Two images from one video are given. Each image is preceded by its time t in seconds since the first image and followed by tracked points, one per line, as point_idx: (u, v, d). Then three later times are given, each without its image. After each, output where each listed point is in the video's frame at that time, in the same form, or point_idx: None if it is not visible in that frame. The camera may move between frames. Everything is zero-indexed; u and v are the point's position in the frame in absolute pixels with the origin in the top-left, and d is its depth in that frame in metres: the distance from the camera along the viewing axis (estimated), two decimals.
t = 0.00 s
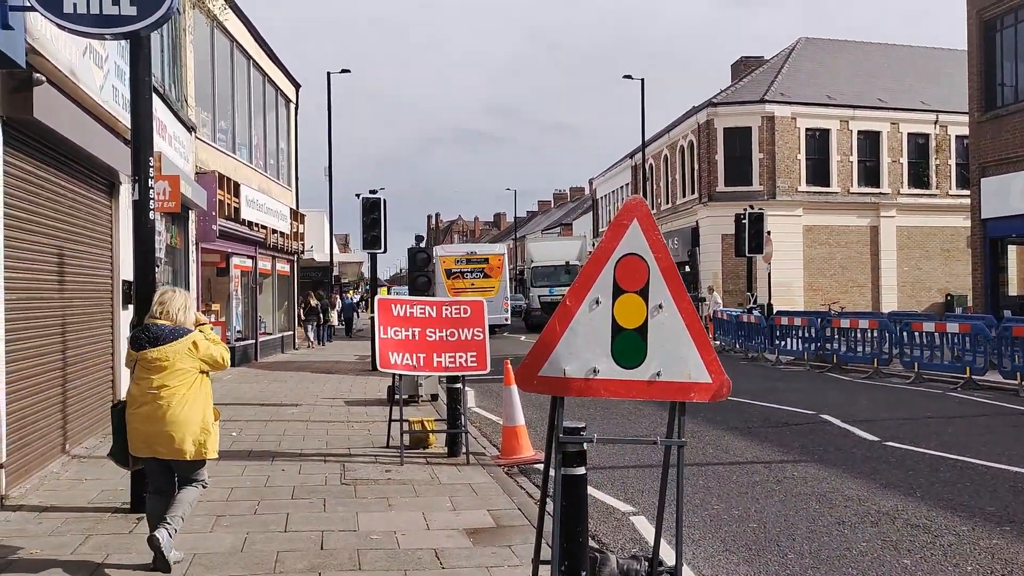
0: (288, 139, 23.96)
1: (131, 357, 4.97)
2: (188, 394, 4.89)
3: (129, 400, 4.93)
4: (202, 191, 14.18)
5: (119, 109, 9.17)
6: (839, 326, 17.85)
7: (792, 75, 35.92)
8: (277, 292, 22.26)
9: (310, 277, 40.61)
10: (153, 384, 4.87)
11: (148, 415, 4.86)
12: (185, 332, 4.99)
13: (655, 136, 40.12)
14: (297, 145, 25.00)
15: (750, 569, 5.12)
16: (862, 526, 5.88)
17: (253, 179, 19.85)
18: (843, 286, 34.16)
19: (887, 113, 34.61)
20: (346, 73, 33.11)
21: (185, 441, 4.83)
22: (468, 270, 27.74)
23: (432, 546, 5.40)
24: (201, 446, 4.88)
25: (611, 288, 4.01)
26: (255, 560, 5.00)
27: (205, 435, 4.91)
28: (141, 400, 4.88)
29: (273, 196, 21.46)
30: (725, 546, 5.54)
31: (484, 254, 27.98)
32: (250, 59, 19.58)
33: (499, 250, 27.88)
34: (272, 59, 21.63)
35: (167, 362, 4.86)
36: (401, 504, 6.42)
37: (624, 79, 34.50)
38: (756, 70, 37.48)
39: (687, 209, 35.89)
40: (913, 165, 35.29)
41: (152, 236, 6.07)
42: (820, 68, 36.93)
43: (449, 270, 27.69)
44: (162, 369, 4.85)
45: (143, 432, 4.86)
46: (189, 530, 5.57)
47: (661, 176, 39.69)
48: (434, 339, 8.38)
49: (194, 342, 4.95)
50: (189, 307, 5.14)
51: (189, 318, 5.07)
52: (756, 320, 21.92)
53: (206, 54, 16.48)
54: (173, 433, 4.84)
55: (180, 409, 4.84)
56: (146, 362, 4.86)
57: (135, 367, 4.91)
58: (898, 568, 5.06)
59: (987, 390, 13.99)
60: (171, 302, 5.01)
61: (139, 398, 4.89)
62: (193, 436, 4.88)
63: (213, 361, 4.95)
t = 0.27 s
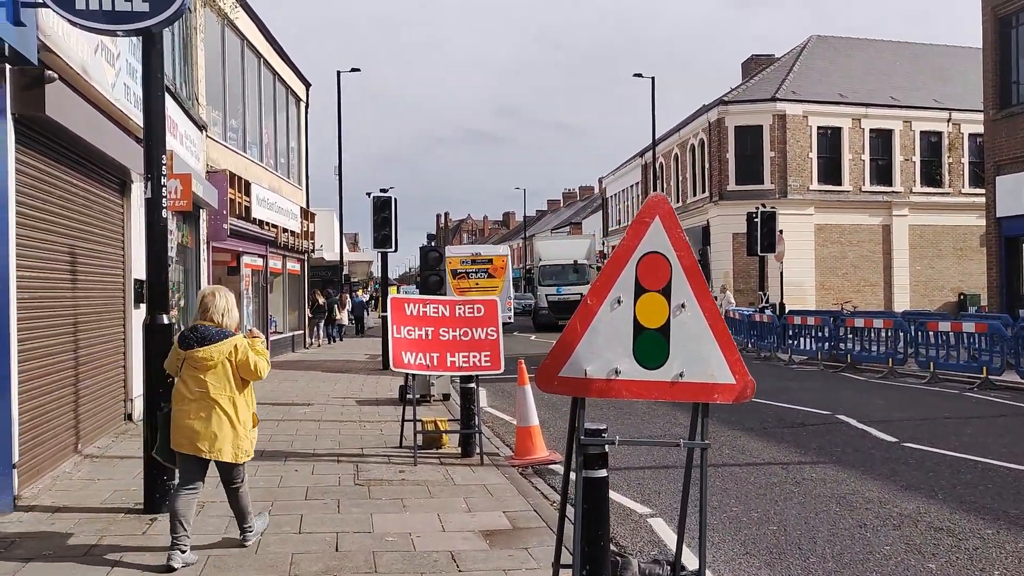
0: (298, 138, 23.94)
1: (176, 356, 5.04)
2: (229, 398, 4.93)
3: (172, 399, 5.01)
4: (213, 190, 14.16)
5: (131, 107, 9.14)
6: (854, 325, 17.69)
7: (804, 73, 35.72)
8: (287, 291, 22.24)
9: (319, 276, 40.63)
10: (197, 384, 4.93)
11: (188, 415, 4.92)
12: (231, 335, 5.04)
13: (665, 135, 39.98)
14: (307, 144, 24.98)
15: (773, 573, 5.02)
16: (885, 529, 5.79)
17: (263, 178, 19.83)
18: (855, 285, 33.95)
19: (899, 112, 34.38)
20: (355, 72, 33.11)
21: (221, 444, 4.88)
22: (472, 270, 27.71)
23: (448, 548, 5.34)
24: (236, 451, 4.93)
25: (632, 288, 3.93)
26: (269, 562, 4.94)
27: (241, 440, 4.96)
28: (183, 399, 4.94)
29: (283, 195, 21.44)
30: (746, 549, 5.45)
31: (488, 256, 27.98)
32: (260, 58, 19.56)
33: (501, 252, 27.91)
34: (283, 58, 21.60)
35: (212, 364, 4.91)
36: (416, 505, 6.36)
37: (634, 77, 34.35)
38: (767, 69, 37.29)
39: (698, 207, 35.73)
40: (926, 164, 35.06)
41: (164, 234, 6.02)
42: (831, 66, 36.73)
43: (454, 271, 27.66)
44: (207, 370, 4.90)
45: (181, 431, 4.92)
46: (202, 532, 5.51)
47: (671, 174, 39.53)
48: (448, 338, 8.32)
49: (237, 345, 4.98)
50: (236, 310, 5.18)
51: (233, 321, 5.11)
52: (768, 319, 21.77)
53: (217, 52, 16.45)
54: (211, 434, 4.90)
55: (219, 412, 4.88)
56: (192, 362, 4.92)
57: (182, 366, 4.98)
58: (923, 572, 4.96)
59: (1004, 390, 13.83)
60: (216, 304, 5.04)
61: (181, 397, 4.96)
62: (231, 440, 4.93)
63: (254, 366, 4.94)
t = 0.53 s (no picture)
0: (304, 134, 23.86)
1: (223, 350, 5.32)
2: (279, 388, 5.27)
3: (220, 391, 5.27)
4: (220, 187, 14.11)
5: (138, 104, 9.09)
6: (864, 322, 17.58)
7: (811, 68, 35.55)
8: (293, 288, 22.20)
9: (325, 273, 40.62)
10: (248, 374, 5.23)
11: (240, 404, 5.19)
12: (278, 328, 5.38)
13: (672, 131, 39.83)
14: (313, 141, 24.93)
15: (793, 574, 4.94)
16: (904, 529, 5.71)
17: (270, 175, 19.77)
18: (863, 281, 33.81)
19: (907, 106, 34.17)
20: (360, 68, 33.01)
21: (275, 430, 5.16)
22: (475, 268, 27.68)
23: (463, 549, 5.27)
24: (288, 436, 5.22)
25: (654, 285, 3.86)
26: (283, 563, 4.88)
27: (292, 427, 5.26)
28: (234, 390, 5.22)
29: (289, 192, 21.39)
30: (764, 550, 5.38)
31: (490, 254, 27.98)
32: (267, 54, 19.50)
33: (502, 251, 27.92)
34: (289, 54, 21.54)
35: (263, 355, 5.25)
36: (429, 505, 6.30)
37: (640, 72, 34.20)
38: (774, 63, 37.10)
39: (705, 203, 35.59)
40: (934, 159, 34.88)
41: (174, 231, 5.96)
42: (839, 60, 36.54)
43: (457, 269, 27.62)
44: (259, 360, 5.24)
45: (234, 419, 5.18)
46: (215, 532, 5.46)
47: (678, 170, 39.39)
48: (459, 336, 8.24)
49: (284, 336, 5.33)
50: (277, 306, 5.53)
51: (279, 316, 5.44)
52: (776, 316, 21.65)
53: (223, 49, 16.38)
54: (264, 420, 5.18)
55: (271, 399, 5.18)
56: (243, 354, 5.23)
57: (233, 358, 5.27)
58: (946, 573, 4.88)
59: (1017, 386, 13.71)
60: (263, 299, 5.36)
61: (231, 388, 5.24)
62: (283, 426, 5.22)
63: (302, 357, 5.26)
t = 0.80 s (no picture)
0: (304, 129, 23.78)
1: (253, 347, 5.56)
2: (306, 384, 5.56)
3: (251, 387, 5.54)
4: (221, 181, 14.05)
5: (140, 98, 9.01)
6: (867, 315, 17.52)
7: (812, 60, 35.44)
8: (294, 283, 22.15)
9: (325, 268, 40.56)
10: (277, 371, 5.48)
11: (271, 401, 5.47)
12: (305, 328, 5.63)
13: (672, 124, 39.73)
14: (313, 135, 24.84)
15: (806, 571, 4.89)
16: (916, 524, 5.66)
17: (270, 169, 19.69)
18: (863, 274, 33.77)
19: (908, 99, 34.06)
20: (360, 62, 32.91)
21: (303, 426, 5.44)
22: (471, 264, 27.70)
23: (472, 546, 5.22)
24: (314, 432, 5.49)
25: (668, 279, 3.80)
26: (291, 561, 4.83)
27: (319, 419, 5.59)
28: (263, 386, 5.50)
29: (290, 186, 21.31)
30: (776, 546, 5.33)
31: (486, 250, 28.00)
32: (267, 49, 19.41)
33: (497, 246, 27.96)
34: (289, 48, 21.44)
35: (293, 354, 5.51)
36: (437, 502, 6.25)
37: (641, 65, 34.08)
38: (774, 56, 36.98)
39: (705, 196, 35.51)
40: (935, 151, 34.82)
41: (178, 227, 5.90)
42: (839, 53, 36.43)
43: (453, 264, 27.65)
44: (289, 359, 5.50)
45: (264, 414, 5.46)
46: (221, 530, 5.41)
47: (678, 164, 39.30)
48: (464, 331, 8.19)
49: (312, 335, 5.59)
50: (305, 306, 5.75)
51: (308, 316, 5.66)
52: (778, 309, 21.61)
53: (223, 43, 16.29)
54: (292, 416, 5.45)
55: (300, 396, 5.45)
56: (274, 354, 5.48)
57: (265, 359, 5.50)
58: (961, 569, 4.82)
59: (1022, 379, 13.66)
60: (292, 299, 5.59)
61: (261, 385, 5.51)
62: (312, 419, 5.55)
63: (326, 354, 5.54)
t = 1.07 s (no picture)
0: (307, 119, 23.70)
1: (278, 330, 5.92)
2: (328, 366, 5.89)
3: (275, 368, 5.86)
4: (225, 172, 13.99)
5: (143, 87, 8.95)
6: (872, 306, 17.45)
7: (817, 51, 35.24)
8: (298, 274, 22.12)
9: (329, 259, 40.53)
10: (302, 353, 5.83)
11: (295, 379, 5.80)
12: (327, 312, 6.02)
13: (676, 115, 39.56)
14: (316, 126, 24.76)
15: (817, 564, 4.85)
16: (927, 516, 5.62)
17: (273, 160, 19.62)
18: (868, 265, 33.67)
19: (914, 89, 33.86)
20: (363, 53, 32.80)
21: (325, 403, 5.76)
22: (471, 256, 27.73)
23: (480, 538, 5.19)
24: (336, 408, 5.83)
25: (681, 269, 3.75)
26: (298, 554, 4.80)
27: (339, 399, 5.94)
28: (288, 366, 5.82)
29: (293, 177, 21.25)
30: (786, 538, 5.29)
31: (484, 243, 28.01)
32: (270, 39, 19.33)
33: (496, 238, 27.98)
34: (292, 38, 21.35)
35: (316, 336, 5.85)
36: (443, 493, 6.22)
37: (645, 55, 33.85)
38: (779, 46, 36.78)
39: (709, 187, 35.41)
40: (940, 142, 34.68)
41: (182, 217, 5.84)
42: (844, 43, 36.23)
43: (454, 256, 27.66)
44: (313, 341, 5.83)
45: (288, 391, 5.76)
46: (227, 522, 5.37)
47: (682, 155, 39.16)
48: (470, 322, 8.14)
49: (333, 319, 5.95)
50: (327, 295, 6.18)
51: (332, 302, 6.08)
52: (783, 300, 21.55)
53: (226, 32, 16.20)
54: (316, 394, 5.80)
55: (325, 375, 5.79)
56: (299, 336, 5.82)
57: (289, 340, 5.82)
58: (973, 562, 4.78)
59: None
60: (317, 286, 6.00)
61: (286, 364, 5.83)
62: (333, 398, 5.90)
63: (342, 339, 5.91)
